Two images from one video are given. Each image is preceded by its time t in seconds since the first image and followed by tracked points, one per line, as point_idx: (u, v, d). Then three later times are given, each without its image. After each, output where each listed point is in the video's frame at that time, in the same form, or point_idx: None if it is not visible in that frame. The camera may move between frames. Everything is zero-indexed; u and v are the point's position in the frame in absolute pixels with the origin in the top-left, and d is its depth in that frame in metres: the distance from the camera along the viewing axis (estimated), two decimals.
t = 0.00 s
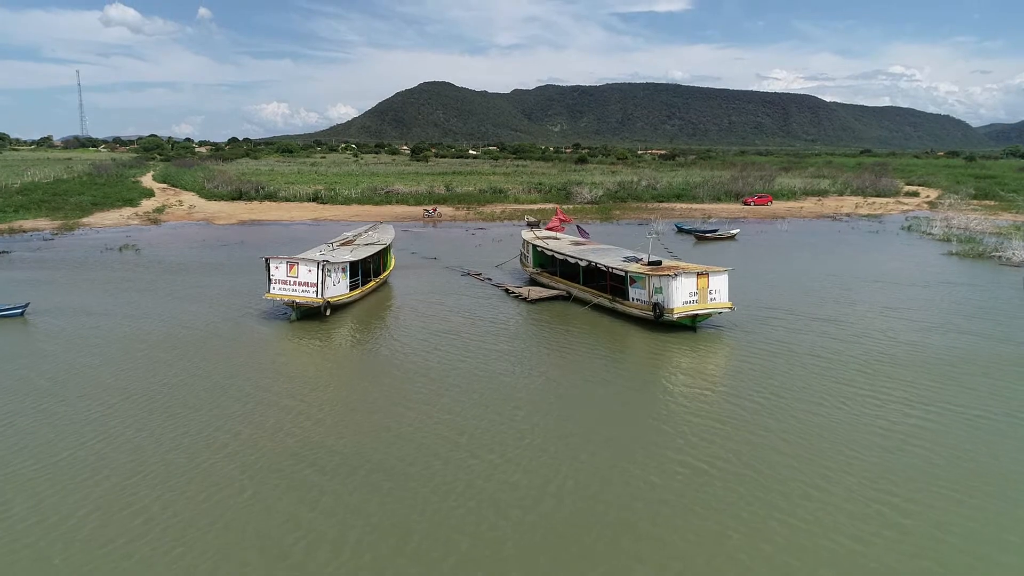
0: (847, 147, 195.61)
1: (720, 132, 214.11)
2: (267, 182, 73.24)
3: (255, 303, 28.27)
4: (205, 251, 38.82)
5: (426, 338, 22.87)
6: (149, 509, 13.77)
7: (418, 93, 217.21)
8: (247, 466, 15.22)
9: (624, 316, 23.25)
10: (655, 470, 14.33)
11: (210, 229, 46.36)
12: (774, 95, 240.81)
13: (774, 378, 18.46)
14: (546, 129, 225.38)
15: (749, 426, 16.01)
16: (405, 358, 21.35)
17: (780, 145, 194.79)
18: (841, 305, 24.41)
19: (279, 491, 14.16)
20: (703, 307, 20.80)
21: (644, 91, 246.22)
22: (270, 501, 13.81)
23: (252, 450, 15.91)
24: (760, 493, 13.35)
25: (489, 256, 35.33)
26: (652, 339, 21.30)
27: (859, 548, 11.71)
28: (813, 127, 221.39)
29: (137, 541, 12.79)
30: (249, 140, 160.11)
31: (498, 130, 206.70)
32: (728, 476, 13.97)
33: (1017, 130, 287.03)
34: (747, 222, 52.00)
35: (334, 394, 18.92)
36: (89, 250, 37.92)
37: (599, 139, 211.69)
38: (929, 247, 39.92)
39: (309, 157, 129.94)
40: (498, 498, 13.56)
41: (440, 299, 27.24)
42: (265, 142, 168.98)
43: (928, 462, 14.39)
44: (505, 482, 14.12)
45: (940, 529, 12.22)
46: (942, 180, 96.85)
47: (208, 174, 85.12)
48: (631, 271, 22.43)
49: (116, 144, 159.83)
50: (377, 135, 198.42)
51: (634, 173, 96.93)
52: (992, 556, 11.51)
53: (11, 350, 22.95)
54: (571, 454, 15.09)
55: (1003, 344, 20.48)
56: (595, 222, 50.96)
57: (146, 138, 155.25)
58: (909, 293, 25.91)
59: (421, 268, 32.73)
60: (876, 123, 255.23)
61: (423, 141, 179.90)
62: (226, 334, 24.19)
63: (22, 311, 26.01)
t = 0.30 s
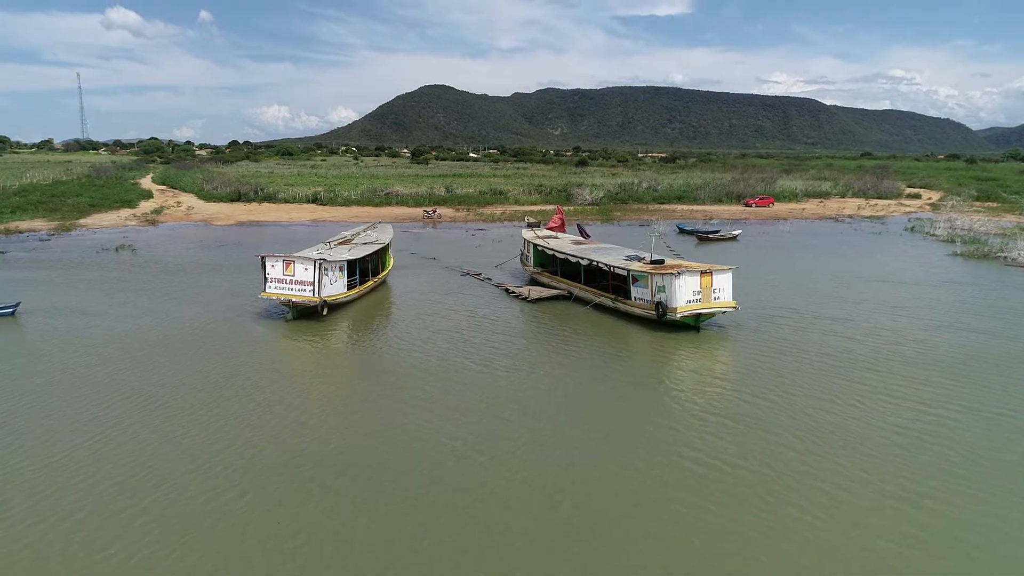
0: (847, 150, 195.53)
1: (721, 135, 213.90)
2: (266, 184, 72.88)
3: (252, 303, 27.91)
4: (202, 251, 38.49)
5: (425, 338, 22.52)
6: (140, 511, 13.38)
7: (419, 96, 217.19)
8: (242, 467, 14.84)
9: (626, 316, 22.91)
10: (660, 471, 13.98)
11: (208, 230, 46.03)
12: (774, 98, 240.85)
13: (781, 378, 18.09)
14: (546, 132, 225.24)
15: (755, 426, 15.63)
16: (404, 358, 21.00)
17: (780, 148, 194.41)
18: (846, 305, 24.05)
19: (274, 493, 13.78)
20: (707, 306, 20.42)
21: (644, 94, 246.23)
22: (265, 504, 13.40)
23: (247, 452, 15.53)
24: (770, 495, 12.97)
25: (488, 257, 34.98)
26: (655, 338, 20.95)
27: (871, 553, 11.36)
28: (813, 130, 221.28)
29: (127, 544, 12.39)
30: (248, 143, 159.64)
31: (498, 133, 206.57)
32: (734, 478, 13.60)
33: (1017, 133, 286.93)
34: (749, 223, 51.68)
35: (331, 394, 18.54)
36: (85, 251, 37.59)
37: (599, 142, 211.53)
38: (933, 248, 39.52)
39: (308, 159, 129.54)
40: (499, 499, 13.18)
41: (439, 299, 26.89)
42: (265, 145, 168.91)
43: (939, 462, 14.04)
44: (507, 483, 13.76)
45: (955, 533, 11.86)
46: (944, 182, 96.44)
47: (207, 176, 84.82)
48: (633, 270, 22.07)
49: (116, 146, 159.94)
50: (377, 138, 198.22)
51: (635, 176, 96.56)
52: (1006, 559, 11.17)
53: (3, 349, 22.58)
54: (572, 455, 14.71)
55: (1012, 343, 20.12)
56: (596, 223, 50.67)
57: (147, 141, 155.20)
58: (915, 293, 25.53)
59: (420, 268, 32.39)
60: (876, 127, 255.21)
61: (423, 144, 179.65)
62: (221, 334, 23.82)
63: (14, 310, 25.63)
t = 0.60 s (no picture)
0: (847, 153, 195.32)
1: (721, 138, 213.73)
2: (265, 186, 72.65)
3: (249, 303, 27.56)
4: (200, 252, 38.19)
5: (424, 338, 22.17)
6: (128, 515, 12.97)
7: (419, 100, 217.33)
8: (234, 469, 14.43)
9: (629, 315, 22.55)
10: (664, 472, 13.57)
11: (206, 231, 45.73)
12: (775, 102, 240.96)
13: (787, 378, 17.68)
14: (546, 135, 225.09)
15: (761, 426, 15.22)
16: (402, 358, 20.63)
17: (781, 151, 194.20)
18: (851, 304, 23.70)
19: (266, 495, 13.38)
20: (710, 305, 20.04)
21: (644, 97, 246.40)
22: (256, 506, 12.98)
23: (239, 454, 15.13)
24: (777, 497, 12.55)
25: (489, 257, 34.64)
26: (658, 338, 20.60)
27: (885, 555, 10.97)
28: (813, 133, 221.23)
29: (113, 549, 11.98)
30: (249, 145, 159.76)
31: (498, 136, 206.45)
32: (740, 480, 13.18)
33: (1016, 136, 286.86)
34: (751, 224, 51.36)
35: (327, 395, 18.15)
36: (81, 251, 37.28)
37: (600, 145, 211.47)
38: (936, 248, 39.18)
39: (308, 162, 129.53)
40: (500, 501, 12.79)
41: (439, 299, 26.55)
42: (265, 148, 168.88)
43: (952, 463, 13.60)
44: (506, 485, 13.34)
45: (970, 536, 11.43)
46: (946, 184, 96.05)
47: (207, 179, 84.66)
48: (635, 268, 21.72)
49: (116, 150, 159.96)
50: (377, 141, 198.15)
51: (636, 178, 96.28)
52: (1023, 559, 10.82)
53: None
54: (573, 457, 14.30)
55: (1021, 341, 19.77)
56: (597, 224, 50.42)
57: (147, 144, 155.16)
58: (922, 292, 25.19)
59: (419, 268, 32.06)
60: (876, 130, 255.21)
61: (423, 147, 179.39)
62: (216, 334, 23.47)
63: (7, 310, 25.27)
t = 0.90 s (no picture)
0: (848, 157, 195.13)
1: (721, 142, 213.56)
2: (265, 188, 72.25)
3: (247, 304, 27.20)
4: (198, 252, 37.85)
5: (424, 338, 21.82)
6: (117, 520, 12.54)
7: (419, 103, 217.29)
8: (228, 474, 14.00)
9: (632, 315, 22.21)
10: (672, 475, 13.18)
11: (204, 232, 45.42)
12: (775, 105, 241.00)
13: (795, 380, 17.26)
14: (547, 139, 224.96)
15: (771, 429, 14.78)
16: (401, 359, 20.25)
17: (781, 155, 194.07)
18: (858, 304, 23.35)
19: (262, 499, 12.95)
20: (716, 305, 19.68)
21: (645, 100, 246.36)
22: (251, 511, 12.57)
23: (235, 455, 14.77)
24: (789, 502, 12.12)
25: (489, 258, 34.28)
26: (663, 338, 20.25)
27: (900, 558, 10.65)
28: (814, 136, 221.09)
29: (101, 555, 11.56)
30: (249, 148, 159.54)
31: (498, 139, 206.29)
32: (751, 483, 12.77)
33: (1016, 139, 286.73)
34: (753, 226, 51.02)
35: (324, 397, 17.74)
36: (79, 252, 36.96)
37: (600, 149, 211.28)
38: (941, 249, 38.84)
39: (308, 165, 129.33)
40: (503, 502, 12.47)
41: (440, 299, 26.21)
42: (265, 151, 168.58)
43: (968, 466, 13.21)
44: (509, 488, 12.93)
45: (992, 542, 11.02)
46: (948, 187, 95.69)
47: (206, 181, 84.36)
48: (638, 267, 21.35)
49: (115, 153, 159.65)
50: (377, 144, 197.93)
51: (637, 180, 96.03)
52: None
53: None
54: (577, 460, 13.87)
55: None
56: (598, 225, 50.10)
57: (146, 147, 154.87)
58: (929, 292, 24.84)
59: (419, 269, 31.71)
60: (877, 133, 255.14)
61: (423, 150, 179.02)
62: (213, 335, 23.09)
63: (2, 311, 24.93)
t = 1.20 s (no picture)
0: (849, 160, 194.90)
1: (722, 145, 213.36)
2: (265, 190, 71.86)
3: (245, 304, 26.80)
4: (196, 253, 37.47)
5: (425, 338, 21.43)
6: (109, 523, 12.15)
7: (420, 107, 217.26)
8: (224, 476, 13.61)
9: (636, 315, 21.82)
10: (681, 476, 12.80)
11: (203, 233, 45.07)
12: (775, 108, 240.81)
13: (805, 379, 16.88)
14: (547, 142, 224.76)
15: (782, 429, 14.40)
16: (402, 359, 19.86)
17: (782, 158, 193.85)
18: (865, 304, 22.97)
19: (259, 501, 12.57)
20: (722, 304, 19.31)
21: (645, 104, 246.21)
22: (248, 514, 12.18)
23: (232, 456, 14.39)
24: (803, 504, 11.75)
25: (490, 258, 33.90)
26: (668, 338, 19.86)
27: (920, 561, 10.27)
28: (814, 140, 220.96)
29: (93, 560, 11.18)
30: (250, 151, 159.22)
31: (499, 143, 206.03)
32: (763, 484, 12.39)
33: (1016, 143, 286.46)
34: (755, 227, 50.65)
35: (323, 397, 17.36)
36: (75, 252, 36.58)
37: (601, 152, 211.01)
38: (947, 250, 38.48)
39: (308, 168, 128.73)
40: (507, 504, 12.10)
41: (440, 299, 25.81)
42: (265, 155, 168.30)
43: (987, 467, 12.84)
44: (513, 490, 12.56)
45: (1015, 544, 10.64)
46: (950, 189, 95.29)
47: (205, 183, 84.04)
48: (642, 266, 20.98)
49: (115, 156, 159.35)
50: (377, 148, 197.67)
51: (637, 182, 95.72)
52: None
53: None
54: (584, 461, 13.50)
55: None
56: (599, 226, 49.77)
57: (146, 151, 154.58)
58: (937, 292, 24.47)
59: (419, 269, 31.32)
60: (877, 137, 254.95)
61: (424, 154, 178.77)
62: (210, 335, 22.71)
63: None
